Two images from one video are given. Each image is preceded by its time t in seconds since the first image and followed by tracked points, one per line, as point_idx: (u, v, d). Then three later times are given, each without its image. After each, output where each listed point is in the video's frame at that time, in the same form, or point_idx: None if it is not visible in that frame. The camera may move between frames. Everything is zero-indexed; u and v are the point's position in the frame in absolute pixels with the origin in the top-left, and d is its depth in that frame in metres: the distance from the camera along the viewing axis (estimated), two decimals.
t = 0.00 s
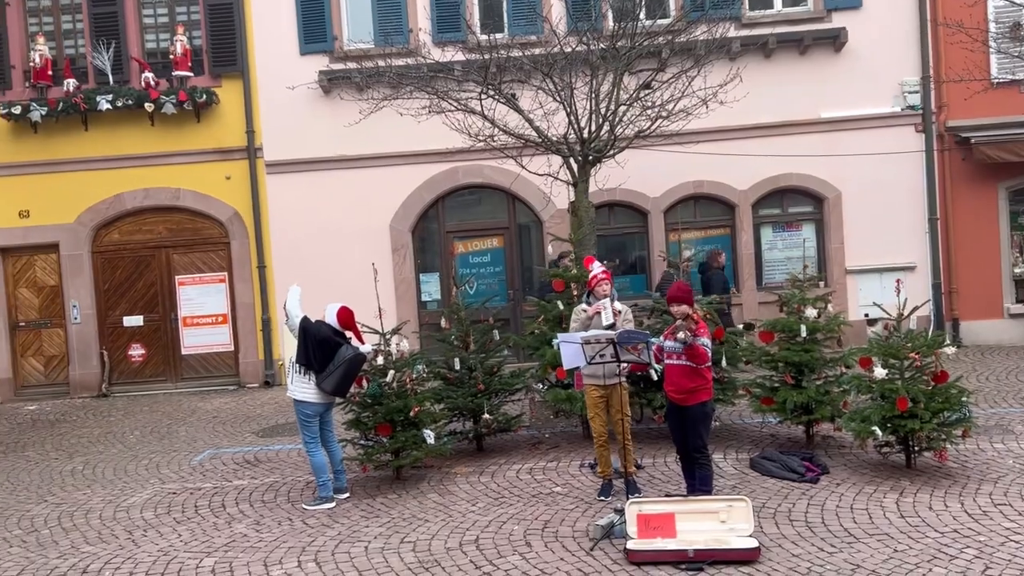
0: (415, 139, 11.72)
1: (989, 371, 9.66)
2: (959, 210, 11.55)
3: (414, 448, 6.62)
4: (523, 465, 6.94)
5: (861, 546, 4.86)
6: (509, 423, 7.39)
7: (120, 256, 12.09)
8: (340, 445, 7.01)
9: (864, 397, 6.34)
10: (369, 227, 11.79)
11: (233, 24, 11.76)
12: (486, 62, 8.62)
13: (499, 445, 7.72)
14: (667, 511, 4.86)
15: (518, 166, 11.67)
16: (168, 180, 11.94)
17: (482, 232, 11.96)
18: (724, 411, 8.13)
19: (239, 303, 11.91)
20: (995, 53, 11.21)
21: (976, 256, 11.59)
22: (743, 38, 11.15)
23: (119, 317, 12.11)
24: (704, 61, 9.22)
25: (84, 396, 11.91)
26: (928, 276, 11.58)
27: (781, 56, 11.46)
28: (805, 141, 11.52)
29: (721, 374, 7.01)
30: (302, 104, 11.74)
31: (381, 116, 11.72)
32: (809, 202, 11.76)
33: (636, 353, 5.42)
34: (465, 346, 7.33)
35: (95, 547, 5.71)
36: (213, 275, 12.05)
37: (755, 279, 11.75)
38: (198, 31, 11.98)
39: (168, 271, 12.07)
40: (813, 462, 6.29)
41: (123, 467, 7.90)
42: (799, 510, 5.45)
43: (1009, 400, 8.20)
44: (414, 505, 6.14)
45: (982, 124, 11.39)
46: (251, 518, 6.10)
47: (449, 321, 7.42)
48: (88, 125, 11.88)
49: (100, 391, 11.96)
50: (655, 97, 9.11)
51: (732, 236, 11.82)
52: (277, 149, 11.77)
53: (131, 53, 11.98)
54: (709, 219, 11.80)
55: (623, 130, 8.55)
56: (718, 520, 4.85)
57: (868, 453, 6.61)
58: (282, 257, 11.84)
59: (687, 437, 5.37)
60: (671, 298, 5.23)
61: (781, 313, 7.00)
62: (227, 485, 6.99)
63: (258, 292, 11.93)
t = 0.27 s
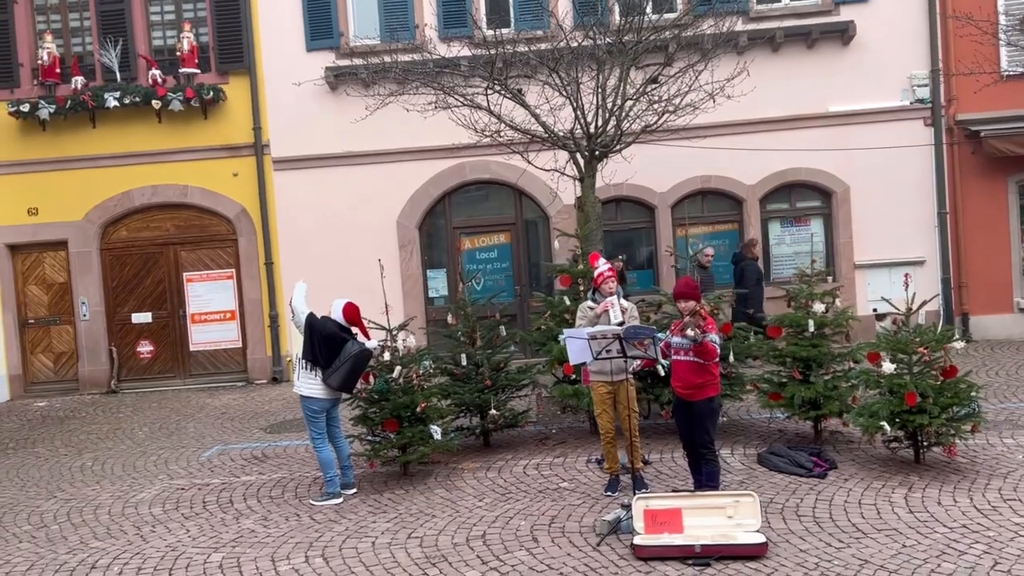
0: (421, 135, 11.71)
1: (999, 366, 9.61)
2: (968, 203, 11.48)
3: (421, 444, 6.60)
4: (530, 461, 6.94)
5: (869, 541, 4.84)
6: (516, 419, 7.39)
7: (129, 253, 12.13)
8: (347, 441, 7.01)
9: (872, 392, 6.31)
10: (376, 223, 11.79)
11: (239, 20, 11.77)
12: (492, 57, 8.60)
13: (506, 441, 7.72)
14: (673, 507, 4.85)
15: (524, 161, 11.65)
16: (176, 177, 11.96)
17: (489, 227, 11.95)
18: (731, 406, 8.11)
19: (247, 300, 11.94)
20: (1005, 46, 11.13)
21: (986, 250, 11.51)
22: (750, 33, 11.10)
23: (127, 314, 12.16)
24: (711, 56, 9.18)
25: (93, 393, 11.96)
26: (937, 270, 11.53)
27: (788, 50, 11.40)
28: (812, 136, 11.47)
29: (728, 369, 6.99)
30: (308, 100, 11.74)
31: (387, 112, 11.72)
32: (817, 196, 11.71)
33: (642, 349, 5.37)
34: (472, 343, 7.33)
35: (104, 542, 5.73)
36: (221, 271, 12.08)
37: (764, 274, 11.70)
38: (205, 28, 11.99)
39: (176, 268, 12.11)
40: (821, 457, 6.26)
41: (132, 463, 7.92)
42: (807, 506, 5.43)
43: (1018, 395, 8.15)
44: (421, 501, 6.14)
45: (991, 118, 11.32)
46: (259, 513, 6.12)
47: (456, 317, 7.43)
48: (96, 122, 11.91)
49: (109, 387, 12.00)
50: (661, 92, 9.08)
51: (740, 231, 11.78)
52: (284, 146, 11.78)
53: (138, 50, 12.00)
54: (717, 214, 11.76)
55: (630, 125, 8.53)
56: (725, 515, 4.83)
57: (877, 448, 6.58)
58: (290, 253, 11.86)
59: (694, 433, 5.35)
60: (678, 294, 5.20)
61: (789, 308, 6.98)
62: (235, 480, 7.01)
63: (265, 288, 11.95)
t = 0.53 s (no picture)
0: (424, 132, 11.70)
1: (1004, 362, 9.58)
2: (973, 199, 11.44)
3: (425, 441, 6.62)
4: (534, 458, 6.94)
5: (873, 538, 4.83)
6: (519, 416, 7.40)
7: (133, 251, 12.15)
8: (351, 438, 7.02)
9: (876, 388, 6.29)
10: (380, 220, 11.80)
11: (242, 18, 11.76)
12: (495, 54, 8.59)
13: (509, 438, 7.72)
14: (677, 503, 4.84)
15: (528, 158, 11.64)
16: (180, 175, 11.98)
17: (492, 224, 11.95)
18: (735, 403, 8.10)
19: (251, 297, 11.96)
20: (1010, 40, 11.08)
21: (991, 246, 11.47)
22: (754, 28, 11.07)
23: (132, 312, 12.18)
24: (715, 51, 9.15)
25: (98, 390, 11.99)
26: (942, 266, 11.49)
27: (792, 46, 11.36)
28: (817, 131, 11.44)
29: (732, 365, 6.97)
30: (312, 97, 11.74)
31: (390, 109, 11.72)
32: (821, 192, 11.67)
33: (645, 345, 5.36)
34: (475, 340, 7.33)
35: (108, 539, 5.75)
36: (225, 269, 12.09)
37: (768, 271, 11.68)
38: (208, 25, 11.98)
39: (180, 265, 12.13)
40: (825, 453, 6.25)
41: (136, 461, 7.94)
42: (810, 502, 5.42)
43: (1023, 391, 8.13)
44: (425, 498, 6.14)
45: (996, 113, 11.27)
46: (263, 510, 6.13)
47: (459, 314, 7.43)
48: (100, 120, 11.93)
49: (114, 385, 12.03)
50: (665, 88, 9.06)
51: (744, 228, 11.76)
52: (288, 143, 11.78)
53: (142, 48, 12.00)
54: (721, 210, 11.74)
55: (633, 121, 8.51)
56: (728, 512, 4.82)
57: (881, 445, 6.57)
58: (294, 251, 11.87)
59: (699, 429, 5.34)
60: (682, 290, 5.25)
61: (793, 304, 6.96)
62: (239, 478, 7.02)
63: (269, 286, 11.96)
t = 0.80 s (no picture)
0: (423, 129, 11.68)
1: (1004, 359, 9.57)
2: (973, 196, 11.43)
3: (424, 438, 6.62)
4: (533, 455, 6.93)
5: (873, 535, 4.83)
6: (519, 413, 7.39)
7: (133, 249, 12.14)
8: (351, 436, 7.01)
9: (876, 385, 6.29)
10: (379, 218, 11.79)
11: (241, 16, 11.75)
12: (494, 52, 8.58)
13: (509, 435, 7.71)
14: (676, 501, 4.84)
15: (527, 156, 11.63)
16: (179, 173, 11.97)
17: (492, 222, 11.94)
18: (734, 400, 8.09)
19: (251, 295, 11.95)
20: (1010, 37, 11.06)
21: (991, 243, 11.47)
22: (754, 25, 11.05)
23: (131, 310, 12.18)
24: (714, 49, 9.15)
25: (98, 388, 11.99)
26: (942, 263, 11.48)
27: (792, 43, 11.35)
28: (817, 128, 11.43)
29: (732, 362, 6.97)
30: (311, 95, 11.73)
31: (389, 106, 11.70)
32: (821, 190, 11.66)
33: (645, 342, 5.37)
34: (475, 337, 7.32)
35: (108, 537, 5.74)
36: (225, 267, 12.09)
37: (768, 268, 11.68)
38: (208, 23, 11.97)
39: (180, 263, 12.13)
40: (825, 450, 6.24)
41: (136, 459, 7.94)
42: (810, 499, 5.42)
43: (1023, 388, 8.12)
44: (425, 495, 6.14)
45: (996, 110, 11.26)
46: (262, 508, 6.12)
47: (459, 312, 7.43)
48: (99, 118, 11.91)
49: (114, 383, 12.03)
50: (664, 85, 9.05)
51: (744, 225, 11.75)
52: (287, 141, 11.77)
53: (141, 46, 11.99)
54: (721, 207, 11.73)
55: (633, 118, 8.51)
56: (728, 509, 4.82)
57: (881, 442, 6.56)
58: (293, 249, 11.86)
59: (698, 426, 5.34)
60: (682, 287, 5.28)
61: (793, 302, 6.96)
62: (238, 475, 7.02)
63: (269, 284, 11.95)
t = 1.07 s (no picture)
0: (418, 127, 11.66)
1: (997, 358, 9.59)
2: (967, 196, 11.45)
3: (418, 437, 6.61)
4: (528, 454, 6.93)
5: (866, 533, 4.83)
6: (513, 412, 7.38)
7: (126, 248, 12.10)
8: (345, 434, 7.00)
9: (870, 384, 6.29)
10: (374, 217, 11.77)
11: (236, 13, 11.72)
12: (489, 50, 8.57)
13: (503, 434, 7.70)
14: (670, 499, 4.84)
15: (522, 154, 11.62)
16: (173, 171, 11.93)
17: (487, 221, 11.92)
18: (728, 399, 8.09)
19: (245, 294, 11.92)
20: (1004, 37, 11.08)
21: (985, 242, 11.49)
22: (749, 24, 11.06)
23: (125, 308, 12.14)
24: (709, 48, 9.16)
25: (91, 387, 11.94)
26: (936, 262, 11.50)
27: (787, 42, 11.36)
28: (811, 128, 11.44)
29: (726, 361, 6.97)
30: (305, 93, 11.70)
31: (383, 105, 11.68)
32: (816, 189, 11.67)
33: (639, 340, 5.36)
34: (469, 336, 7.31)
35: (99, 536, 5.72)
36: (219, 265, 12.06)
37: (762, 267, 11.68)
38: (201, 21, 11.93)
39: (174, 262, 12.09)
40: (819, 449, 6.24)
41: (129, 457, 7.91)
42: (804, 497, 5.42)
43: (1016, 387, 8.13)
44: (418, 494, 6.13)
45: (990, 109, 11.28)
46: (255, 507, 6.10)
47: (453, 310, 7.41)
48: (92, 116, 11.87)
49: (107, 381, 11.99)
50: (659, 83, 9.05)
51: (738, 224, 11.76)
52: (281, 139, 11.75)
53: (135, 44, 11.95)
54: (716, 207, 11.73)
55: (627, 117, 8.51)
56: (722, 507, 4.82)
57: (874, 440, 6.56)
58: (287, 247, 11.84)
59: (693, 424, 5.34)
60: (676, 284, 5.25)
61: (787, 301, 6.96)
62: (231, 474, 6.99)
63: (263, 282, 11.92)
